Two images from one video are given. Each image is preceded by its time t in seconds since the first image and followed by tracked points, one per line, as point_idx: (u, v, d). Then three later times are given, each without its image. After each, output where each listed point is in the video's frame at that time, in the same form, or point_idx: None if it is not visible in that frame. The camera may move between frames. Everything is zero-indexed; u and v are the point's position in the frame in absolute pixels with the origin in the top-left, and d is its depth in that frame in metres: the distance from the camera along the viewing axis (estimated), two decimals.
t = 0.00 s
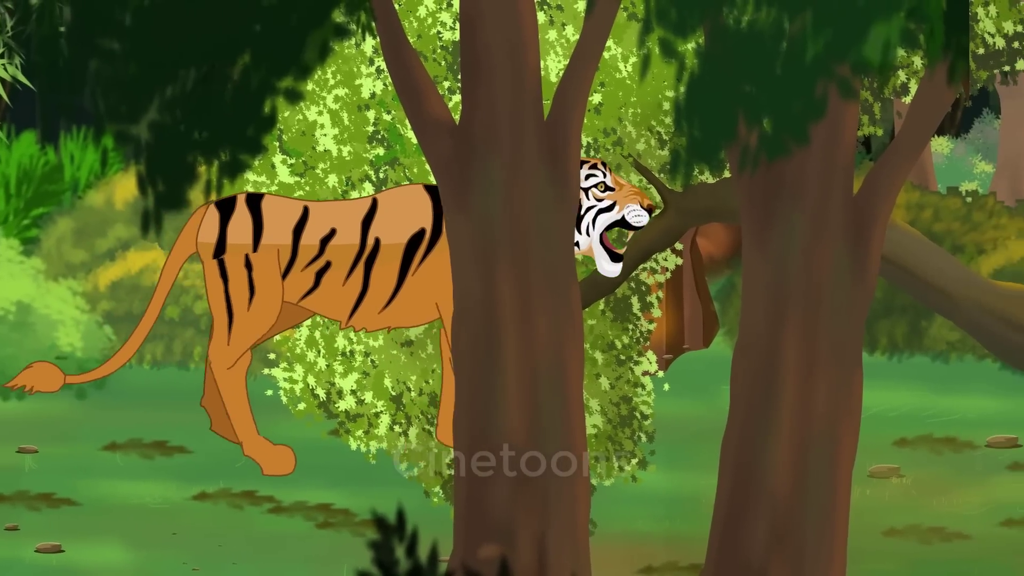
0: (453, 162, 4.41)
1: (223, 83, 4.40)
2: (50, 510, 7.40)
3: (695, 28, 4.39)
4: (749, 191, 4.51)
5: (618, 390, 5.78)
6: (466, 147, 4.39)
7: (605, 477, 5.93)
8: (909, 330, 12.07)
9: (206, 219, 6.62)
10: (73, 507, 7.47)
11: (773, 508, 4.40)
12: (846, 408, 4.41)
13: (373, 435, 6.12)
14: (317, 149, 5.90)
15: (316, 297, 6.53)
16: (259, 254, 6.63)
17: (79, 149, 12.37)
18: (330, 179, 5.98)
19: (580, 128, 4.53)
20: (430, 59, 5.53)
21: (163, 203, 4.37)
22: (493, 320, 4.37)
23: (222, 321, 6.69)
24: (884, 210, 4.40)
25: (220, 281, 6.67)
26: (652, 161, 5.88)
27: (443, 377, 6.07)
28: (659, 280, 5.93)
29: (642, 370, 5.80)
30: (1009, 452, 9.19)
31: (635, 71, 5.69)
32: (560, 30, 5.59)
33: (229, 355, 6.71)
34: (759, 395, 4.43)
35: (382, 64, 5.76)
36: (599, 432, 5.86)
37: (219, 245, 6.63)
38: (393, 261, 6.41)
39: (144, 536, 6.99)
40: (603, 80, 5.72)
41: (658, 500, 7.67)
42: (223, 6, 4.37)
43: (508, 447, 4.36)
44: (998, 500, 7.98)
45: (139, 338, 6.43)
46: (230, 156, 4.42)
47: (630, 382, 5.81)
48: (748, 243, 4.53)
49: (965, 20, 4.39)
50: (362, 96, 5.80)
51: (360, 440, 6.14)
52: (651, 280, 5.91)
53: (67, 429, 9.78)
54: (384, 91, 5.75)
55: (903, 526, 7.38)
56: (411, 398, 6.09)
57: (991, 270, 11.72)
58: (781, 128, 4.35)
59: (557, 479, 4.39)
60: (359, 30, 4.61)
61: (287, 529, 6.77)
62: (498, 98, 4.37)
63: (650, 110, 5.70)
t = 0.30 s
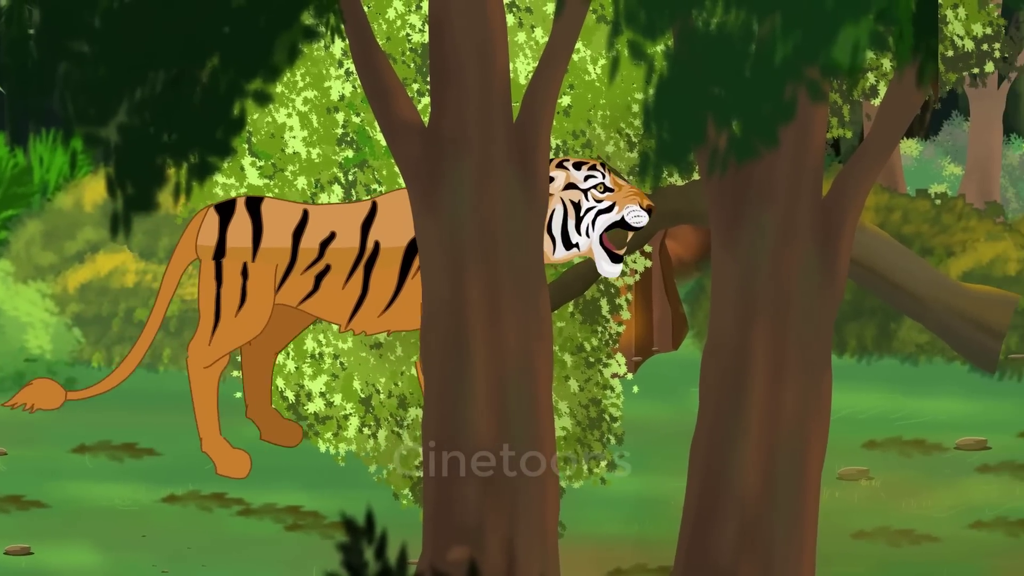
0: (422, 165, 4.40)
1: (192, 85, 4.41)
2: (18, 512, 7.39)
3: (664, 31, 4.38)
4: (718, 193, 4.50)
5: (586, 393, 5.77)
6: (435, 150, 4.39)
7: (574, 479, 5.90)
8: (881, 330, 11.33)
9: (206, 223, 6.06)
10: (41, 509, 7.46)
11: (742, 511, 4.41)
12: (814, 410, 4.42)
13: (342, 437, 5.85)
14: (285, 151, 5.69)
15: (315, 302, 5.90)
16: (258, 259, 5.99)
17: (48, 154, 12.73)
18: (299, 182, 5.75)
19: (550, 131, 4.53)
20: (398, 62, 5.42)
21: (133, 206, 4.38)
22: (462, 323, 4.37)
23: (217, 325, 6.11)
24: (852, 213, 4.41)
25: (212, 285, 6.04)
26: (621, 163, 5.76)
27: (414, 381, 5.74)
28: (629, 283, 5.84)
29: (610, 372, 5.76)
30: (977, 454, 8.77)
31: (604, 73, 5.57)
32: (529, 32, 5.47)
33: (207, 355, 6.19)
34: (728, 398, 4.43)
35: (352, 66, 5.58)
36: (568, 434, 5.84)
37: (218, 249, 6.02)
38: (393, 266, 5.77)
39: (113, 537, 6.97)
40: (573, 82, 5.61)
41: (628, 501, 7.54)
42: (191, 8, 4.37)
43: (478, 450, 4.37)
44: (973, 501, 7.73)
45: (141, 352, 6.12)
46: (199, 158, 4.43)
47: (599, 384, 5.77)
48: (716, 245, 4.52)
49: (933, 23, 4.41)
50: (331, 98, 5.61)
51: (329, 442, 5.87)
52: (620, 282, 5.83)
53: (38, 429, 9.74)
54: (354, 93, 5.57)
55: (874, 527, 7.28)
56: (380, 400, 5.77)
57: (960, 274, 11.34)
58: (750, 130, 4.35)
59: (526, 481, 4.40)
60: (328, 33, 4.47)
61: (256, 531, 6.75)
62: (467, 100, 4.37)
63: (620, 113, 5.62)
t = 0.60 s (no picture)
0: (391, 167, 4.40)
1: (162, 88, 4.40)
2: None
3: (633, 33, 4.38)
4: (687, 196, 4.49)
5: (557, 395, 5.88)
6: (404, 152, 4.38)
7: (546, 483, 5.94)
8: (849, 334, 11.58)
9: (205, 230, 5.87)
10: (10, 513, 7.42)
11: (711, 514, 4.41)
12: (784, 413, 4.41)
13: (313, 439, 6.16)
14: (254, 153, 5.88)
15: (314, 310, 5.85)
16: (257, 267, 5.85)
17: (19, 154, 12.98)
18: (268, 184, 5.94)
19: (519, 133, 4.52)
20: (369, 64, 5.51)
21: (101, 208, 4.38)
22: (431, 325, 4.37)
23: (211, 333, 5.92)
24: (822, 216, 4.41)
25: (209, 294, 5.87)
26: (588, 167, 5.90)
27: (383, 384, 5.97)
28: (597, 285, 6.08)
29: (580, 375, 5.87)
30: (948, 458, 8.56)
31: (574, 75, 5.68)
32: (498, 34, 5.57)
33: (198, 364, 5.98)
34: (697, 400, 4.43)
35: (320, 69, 5.76)
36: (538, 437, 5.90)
37: (218, 256, 5.85)
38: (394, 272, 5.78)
39: (82, 539, 6.95)
40: (541, 84, 5.73)
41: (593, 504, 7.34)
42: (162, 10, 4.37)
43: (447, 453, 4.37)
44: (944, 503, 7.56)
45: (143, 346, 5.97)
46: (169, 161, 4.45)
47: (569, 387, 5.88)
48: (686, 247, 4.51)
49: (902, 25, 4.42)
50: (300, 101, 5.80)
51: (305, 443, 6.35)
52: (589, 285, 6.04)
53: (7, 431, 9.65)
54: (322, 95, 5.78)
55: (842, 530, 7.15)
56: (349, 402, 6.02)
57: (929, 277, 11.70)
58: (719, 132, 4.35)
59: (496, 484, 4.40)
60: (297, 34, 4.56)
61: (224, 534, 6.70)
62: (436, 102, 4.36)
63: (588, 115, 5.73)
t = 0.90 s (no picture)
0: (360, 170, 4.40)
1: (131, 90, 4.40)
2: None
3: (602, 36, 4.37)
4: (656, 198, 4.49)
5: (525, 398, 5.97)
6: (373, 154, 4.38)
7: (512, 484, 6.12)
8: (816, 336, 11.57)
9: (205, 226, 5.96)
10: None
11: (681, 516, 4.41)
12: (753, 415, 4.42)
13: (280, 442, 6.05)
14: (224, 155, 5.84)
15: (315, 305, 5.95)
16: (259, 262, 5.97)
17: None
18: (238, 186, 5.92)
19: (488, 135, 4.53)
20: (338, 67, 5.51)
21: (70, 210, 4.43)
22: (400, 327, 4.37)
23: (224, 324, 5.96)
24: (791, 217, 4.41)
25: (212, 289, 5.95)
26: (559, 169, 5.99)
27: (351, 386, 5.84)
28: (564, 287, 6.16)
29: (549, 377, 5.98)
30: (916, 459, 8.40)
31: (543, 78, 5.77)
32: (467, 37, 5.61)
33: (218, 353, 6.00)
34: (666, 401, 4.42)
35: (290, 71, 5.70)
36: (506, 439, 6.01)
37: (219, 251, 5.95)
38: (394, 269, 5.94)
39: (55, 547, 7.09)
40: (511, 87, 5.82)
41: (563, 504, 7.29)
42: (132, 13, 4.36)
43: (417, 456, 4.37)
44: (915, 504, 7.61)
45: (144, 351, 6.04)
46: (138, 163, 4.44)
47: (537, 389, 5.98)
48: (655, 249, 4.51)
49: (871, 28, 4.43)
50: (269, 103, 5.74)
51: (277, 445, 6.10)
52: (558, 288, 6.14)
53: None
54: (291, 98, 5.71)
55: (810, 533, 7.24)
56: (318, 404, 5.90)
57: (898, 278, 11.10)
58: (688, 135, 4.35)
59: (465, 486, 4.40)
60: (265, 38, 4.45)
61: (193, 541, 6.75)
62: (405, 104, 4.36)
63: (557, 117, 5.78)
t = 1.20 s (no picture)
0: (328, 172, 4.40)
1: (100, 93, 4.41)
2: None
3: (571, 38, 4.36)
4: (625, 201, 4.48)
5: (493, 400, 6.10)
6: (342, 157, 4.39)
7: (482, 486, 6.17)
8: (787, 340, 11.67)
9: (205, 234, 5.79)
10: None
11: (649, 518, 4.41)
12: (722, 417, 4.42)
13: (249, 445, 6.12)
14: (193, 158, 5.76)
15: (319, 314, 5.83)
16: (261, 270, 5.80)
17: None
18: (207, 190, 5.84)
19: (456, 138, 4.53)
20: (306, 69, 5.48)
21: (40, 213, 4.41)
22: (369, 331, 4.37)
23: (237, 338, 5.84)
24: (760, 221, 4.42)
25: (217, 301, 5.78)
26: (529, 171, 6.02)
27: (320, 389, 5.97)
28: (533, 291, 6.29)
29: (518, 379, 6.07)
30: (887, 462, 8.01)
31: (512, 81, 5.76)
32: (436, 39, 5.59)
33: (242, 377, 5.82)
34: (635, 404, 4.42)
35: (259, 74, 5.67)
36: (475, 441, 6.09)
37: (219, 261, 5.78)
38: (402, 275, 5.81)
39: (18, 547, 6.67)
40: (480, 88, 5.80)
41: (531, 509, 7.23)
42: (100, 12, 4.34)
43: (386, 459, 4.37)
44: (884, 506, 7.02)
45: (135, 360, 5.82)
46: (107, 166, 4.46)
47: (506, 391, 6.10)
48: (624, 253, 4.51)
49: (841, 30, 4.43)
50: (238, 106, 5.70)
51: (237, 449, 6.10)
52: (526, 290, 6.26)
53: None
54: (261, 101, 5.68)
55: (782, 535, 6.61)
56: (286, 407, 6.01)
57: (867, 280, 11.68)
58: (657, 137, 4.34)
59: (434, 488, 4.41)
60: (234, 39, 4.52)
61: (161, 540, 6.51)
62: (374, 106, 4.36)
63: (526, 119, 5.80)
